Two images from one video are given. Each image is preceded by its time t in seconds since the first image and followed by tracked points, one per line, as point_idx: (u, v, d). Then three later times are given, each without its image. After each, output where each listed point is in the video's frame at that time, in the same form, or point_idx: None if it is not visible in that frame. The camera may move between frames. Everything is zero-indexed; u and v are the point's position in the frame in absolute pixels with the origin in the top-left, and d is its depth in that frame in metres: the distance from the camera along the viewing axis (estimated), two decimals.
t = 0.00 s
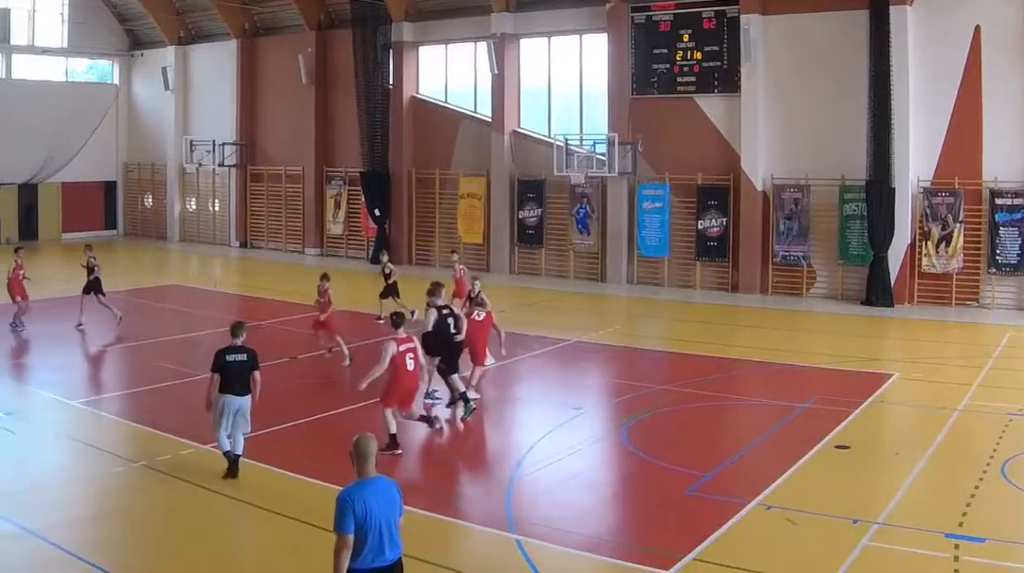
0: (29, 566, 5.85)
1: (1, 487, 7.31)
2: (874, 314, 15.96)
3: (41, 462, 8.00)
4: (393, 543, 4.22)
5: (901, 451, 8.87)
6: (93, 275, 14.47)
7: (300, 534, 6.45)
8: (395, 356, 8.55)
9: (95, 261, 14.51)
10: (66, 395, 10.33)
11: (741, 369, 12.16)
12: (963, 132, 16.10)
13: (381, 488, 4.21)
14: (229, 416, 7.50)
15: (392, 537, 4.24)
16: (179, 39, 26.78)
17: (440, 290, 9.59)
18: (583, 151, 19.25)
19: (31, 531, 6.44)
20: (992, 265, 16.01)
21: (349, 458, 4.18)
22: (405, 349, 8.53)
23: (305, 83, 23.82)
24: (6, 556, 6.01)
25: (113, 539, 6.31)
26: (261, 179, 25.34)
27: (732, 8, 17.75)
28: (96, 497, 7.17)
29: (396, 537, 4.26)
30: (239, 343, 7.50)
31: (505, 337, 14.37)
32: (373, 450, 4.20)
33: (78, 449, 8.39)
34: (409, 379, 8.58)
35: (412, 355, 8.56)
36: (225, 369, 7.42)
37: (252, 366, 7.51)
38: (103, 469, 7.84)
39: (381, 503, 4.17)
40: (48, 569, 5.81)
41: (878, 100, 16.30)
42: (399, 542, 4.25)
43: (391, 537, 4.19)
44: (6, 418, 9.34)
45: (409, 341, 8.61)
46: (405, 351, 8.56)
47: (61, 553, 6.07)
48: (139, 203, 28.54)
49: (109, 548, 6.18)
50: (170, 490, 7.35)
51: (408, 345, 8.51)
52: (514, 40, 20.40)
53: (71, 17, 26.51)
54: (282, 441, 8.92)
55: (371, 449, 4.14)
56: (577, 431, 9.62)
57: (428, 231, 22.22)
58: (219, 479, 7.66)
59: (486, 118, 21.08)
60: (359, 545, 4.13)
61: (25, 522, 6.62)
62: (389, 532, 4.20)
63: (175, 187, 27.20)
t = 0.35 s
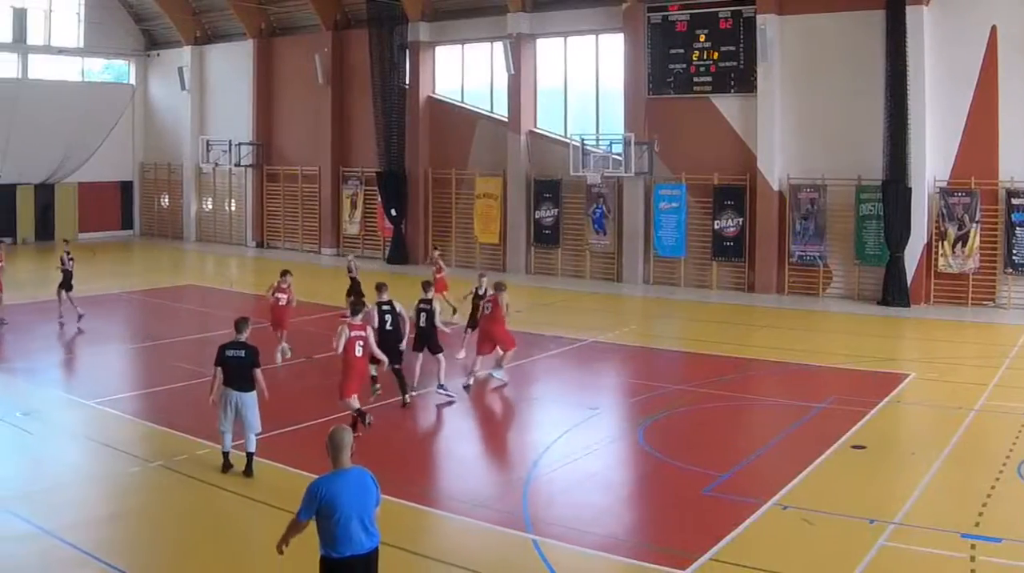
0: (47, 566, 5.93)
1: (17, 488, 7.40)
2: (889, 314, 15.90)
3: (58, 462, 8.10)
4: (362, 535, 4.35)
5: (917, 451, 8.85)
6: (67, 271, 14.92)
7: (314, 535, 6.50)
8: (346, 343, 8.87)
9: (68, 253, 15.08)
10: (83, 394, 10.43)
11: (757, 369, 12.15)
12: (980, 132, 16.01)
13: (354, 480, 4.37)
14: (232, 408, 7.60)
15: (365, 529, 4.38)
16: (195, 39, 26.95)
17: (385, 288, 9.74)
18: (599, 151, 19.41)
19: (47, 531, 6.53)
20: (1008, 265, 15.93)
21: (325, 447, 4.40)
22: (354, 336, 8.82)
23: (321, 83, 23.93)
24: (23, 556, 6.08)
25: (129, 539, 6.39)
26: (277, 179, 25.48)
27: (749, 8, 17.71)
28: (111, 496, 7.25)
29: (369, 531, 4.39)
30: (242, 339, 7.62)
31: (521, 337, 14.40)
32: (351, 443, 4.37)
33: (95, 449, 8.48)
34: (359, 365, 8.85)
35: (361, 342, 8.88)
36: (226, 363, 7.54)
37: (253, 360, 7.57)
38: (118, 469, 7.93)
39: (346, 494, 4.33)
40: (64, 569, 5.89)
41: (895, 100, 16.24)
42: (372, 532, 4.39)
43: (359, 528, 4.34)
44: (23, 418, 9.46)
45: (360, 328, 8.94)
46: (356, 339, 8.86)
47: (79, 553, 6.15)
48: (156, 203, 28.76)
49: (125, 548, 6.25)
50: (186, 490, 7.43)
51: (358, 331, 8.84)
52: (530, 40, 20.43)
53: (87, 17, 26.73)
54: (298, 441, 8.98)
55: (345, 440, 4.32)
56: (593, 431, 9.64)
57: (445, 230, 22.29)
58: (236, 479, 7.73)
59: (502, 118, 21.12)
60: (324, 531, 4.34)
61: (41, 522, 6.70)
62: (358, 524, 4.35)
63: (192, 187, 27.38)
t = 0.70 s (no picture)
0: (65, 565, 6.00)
1: (34, 487, 7.50)
2: (905, 314, 15.84)
3: (76, 462, 8.19)
4: (347, 528, 4.44)
5: (934, 451, 8.83)
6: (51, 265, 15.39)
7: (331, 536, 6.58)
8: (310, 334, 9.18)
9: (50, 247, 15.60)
10: (101, 395, 10.54)
11: (773, 369, 12.14)
12: (998, 131, 15.94)
13: (349, 474, 4.45)
14: (242, 405, 7.72)
15: (352, 524, 4.46)
16: (212, 39, 27.14)
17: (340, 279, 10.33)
18: (615, 151, 19.30)
19: (64, 531, 6.61)
20: None
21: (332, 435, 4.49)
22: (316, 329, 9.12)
23: (337, 84, 24.06)
24: (40, 556, 6.17)
25: (146, 539, 6.46)
26: (293, 179, 25.62)
27: (765, 8, 17.69)
28: (127, 496, 7.34)
29: (355, 526, 4.47)
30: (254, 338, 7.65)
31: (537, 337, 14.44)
32: (354, 440, 4.40)
33: (112, 449, 8.57)
34: (321, 356, 9.20)
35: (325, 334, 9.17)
36: (238, 361, 7.63)
37: (260, 361, 7.53)
38: (134, 469, 8.02)
39: (337, 485, 4.41)
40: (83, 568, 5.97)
41: (911, 100, 16.18)
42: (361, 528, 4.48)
43: (344, 521, 4.42)
44: (40, 418, 9.57)
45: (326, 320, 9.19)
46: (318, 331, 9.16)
47: (97, 552, 6.23)
48: (172, 203, 28.96)
49: (142, 547, 6.33)
50: (204, 490, 7.52)
51: (322, 324, 9.11)
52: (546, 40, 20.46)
53: (104, 17, 26.96)
54: (316, 441, 9.06)
55: (346, 437, 4.35)
56: (609, 431, 9.67)
57: (461, 230, 22.35)
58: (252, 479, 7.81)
59: (519, 118, 21.16)
60: (313, 516, 4.46)
61: (58, 522, 6.79)
62: (345, 516, 4.43)
63: (208, 187, 27.57)
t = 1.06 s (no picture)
0: (82, 565, 6.08)
1: (50, 487, 7.59)
2: (922, 314, 15.78)
3: (91, 462, 8.29)
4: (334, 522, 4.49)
5: (950, 451, 8.81)
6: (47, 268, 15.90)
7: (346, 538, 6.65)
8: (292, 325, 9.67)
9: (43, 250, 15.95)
10: (119, 395, 10.65)
11: (789, 369, 12.12)
12: (1015, 131, 15.85)
13: (337, 467, 4.52)
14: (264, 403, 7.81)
15: (342, 517, 4.51)
16: (228, 39, 27.31)
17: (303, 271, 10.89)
18: (632, 151, 19.28)
19: (80, 531, 6.68)
20: None
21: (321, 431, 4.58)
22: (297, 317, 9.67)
23: (354, 83, 24.18)
24: (57, 555, 6.24)
25: (163, 539, 6.54)
26: (310, 179, 25.76)
27: (782, 8, 17.65)
28: (142, 497, 7.42)
29: (342, 520, 4.51)
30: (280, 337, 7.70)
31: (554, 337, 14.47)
32: (342, 434, 4.51)
33: (127, 450, 8.67)
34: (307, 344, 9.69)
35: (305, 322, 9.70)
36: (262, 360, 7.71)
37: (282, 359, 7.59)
38: (149, 469, 8.11)
39: (324, 478, 4.48)
40: (100, 567, 6.05)
41: (927, 99, 16.11)
42: (351, 521, 4.53)
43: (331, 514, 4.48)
44: (56, 418, 9.68)
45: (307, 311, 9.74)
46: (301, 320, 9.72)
47: (114, 552, 6.31)
48: (188, 203, 29.16)
49: (159, 547, 6.40)
50: (219, 490, 7.59)
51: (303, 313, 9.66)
52: (562, 40, 20.48)
53: (119, 17, 27.18)
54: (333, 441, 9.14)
55: (333, 430, 4.46)
56: (626, 431, 9.69)
57: (477, 230, 22.39)
58: (267, 479, 7.88)
59: (535, 118, 21.20)
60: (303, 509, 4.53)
61: (74, 522, 6.87)
62: (332, 510, 4.49)
63: (224, 187, 27.74)
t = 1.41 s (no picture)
0: (101, 565, 6.14)
1: (66, 487, 7.68)
2: (938, 314, 15.71)
3: (107, 462, 8.38)
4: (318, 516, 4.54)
5: (967, 451, 8.79)
6: (49, 269, 16.55)
7: (362, 541, 6.71)
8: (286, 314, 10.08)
9: (49, 249, 16.56)
10: (136, 395, 10.76)
11: (805, 370, 12.10)
12: None
13: (316, 464, 4.54)
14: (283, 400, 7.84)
15: (327, 511, 4.56)
16: (244, 39, 27.46)
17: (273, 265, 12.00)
18: (648, 151, 19.26)
19: (96, 531, 6.76)
20: None
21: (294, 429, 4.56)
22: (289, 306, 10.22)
23: (370, 83, 24.29)
24: (74, 555, 6.31)
25: (178, 539, 6.60)
26: (326, 179, 25.90)
27: (799, 8, 17.59)
28: (157, 497, 7.49)
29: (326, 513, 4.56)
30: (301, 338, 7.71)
31: (571, 337, 14.50)
32: (315, 431, 4.49)
33: (143, 450, 8.76)
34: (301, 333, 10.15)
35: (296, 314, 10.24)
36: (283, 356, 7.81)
37: (306, 357, 7.69)
38: (166, 469, 8.19)
39: (305, 478, 4.50)
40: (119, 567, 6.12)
41: (943, 100, 16.05)
42: (337, 513, 4.58)
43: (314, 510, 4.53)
44: (73, 418, 9.79)
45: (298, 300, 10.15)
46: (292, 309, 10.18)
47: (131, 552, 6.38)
48: (204, 204, 29.36)
49: (175, 547, 6.46)
50: (236, 490, 7.67)
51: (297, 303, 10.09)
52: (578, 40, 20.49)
53: (136, 17, 27.38)
54: (349, 441, 9.20)
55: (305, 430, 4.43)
56: (642, 431, 9.71)
57: (494, 231, 22.42)
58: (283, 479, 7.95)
59: (551, 118, 21.24)
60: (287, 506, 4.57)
61: (90, 522, 6.94)
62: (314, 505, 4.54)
63: (240, 187, 27.91)
